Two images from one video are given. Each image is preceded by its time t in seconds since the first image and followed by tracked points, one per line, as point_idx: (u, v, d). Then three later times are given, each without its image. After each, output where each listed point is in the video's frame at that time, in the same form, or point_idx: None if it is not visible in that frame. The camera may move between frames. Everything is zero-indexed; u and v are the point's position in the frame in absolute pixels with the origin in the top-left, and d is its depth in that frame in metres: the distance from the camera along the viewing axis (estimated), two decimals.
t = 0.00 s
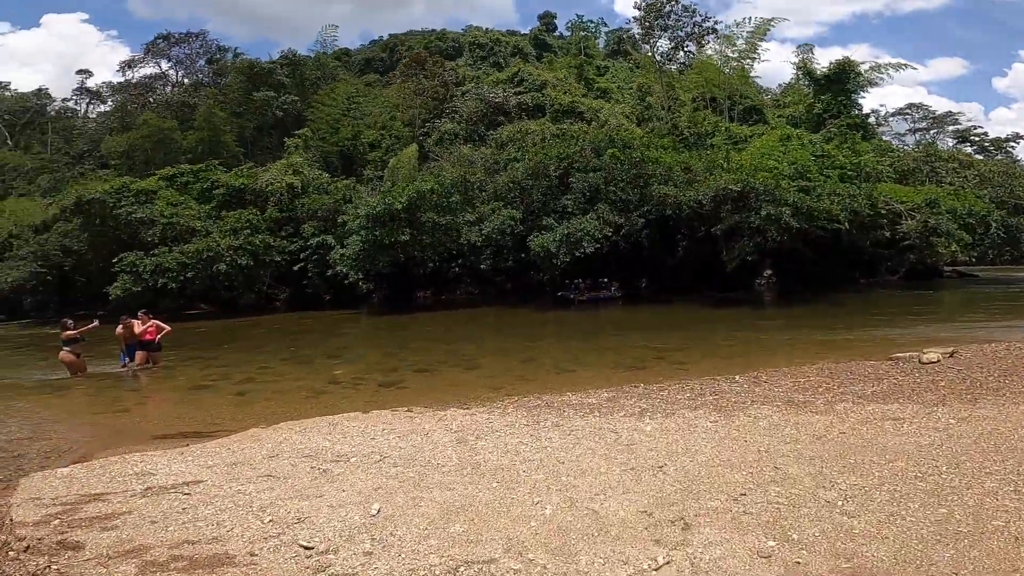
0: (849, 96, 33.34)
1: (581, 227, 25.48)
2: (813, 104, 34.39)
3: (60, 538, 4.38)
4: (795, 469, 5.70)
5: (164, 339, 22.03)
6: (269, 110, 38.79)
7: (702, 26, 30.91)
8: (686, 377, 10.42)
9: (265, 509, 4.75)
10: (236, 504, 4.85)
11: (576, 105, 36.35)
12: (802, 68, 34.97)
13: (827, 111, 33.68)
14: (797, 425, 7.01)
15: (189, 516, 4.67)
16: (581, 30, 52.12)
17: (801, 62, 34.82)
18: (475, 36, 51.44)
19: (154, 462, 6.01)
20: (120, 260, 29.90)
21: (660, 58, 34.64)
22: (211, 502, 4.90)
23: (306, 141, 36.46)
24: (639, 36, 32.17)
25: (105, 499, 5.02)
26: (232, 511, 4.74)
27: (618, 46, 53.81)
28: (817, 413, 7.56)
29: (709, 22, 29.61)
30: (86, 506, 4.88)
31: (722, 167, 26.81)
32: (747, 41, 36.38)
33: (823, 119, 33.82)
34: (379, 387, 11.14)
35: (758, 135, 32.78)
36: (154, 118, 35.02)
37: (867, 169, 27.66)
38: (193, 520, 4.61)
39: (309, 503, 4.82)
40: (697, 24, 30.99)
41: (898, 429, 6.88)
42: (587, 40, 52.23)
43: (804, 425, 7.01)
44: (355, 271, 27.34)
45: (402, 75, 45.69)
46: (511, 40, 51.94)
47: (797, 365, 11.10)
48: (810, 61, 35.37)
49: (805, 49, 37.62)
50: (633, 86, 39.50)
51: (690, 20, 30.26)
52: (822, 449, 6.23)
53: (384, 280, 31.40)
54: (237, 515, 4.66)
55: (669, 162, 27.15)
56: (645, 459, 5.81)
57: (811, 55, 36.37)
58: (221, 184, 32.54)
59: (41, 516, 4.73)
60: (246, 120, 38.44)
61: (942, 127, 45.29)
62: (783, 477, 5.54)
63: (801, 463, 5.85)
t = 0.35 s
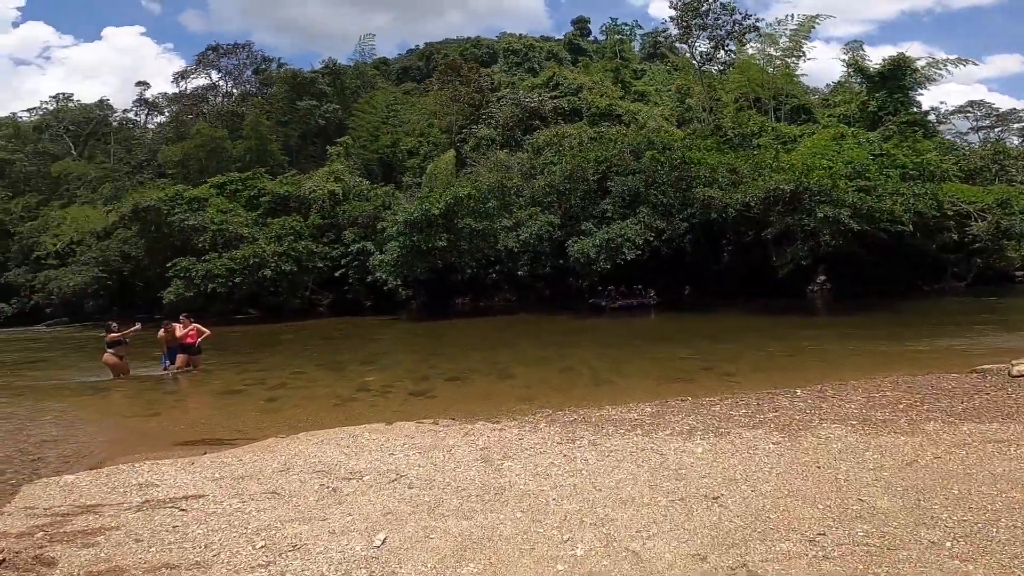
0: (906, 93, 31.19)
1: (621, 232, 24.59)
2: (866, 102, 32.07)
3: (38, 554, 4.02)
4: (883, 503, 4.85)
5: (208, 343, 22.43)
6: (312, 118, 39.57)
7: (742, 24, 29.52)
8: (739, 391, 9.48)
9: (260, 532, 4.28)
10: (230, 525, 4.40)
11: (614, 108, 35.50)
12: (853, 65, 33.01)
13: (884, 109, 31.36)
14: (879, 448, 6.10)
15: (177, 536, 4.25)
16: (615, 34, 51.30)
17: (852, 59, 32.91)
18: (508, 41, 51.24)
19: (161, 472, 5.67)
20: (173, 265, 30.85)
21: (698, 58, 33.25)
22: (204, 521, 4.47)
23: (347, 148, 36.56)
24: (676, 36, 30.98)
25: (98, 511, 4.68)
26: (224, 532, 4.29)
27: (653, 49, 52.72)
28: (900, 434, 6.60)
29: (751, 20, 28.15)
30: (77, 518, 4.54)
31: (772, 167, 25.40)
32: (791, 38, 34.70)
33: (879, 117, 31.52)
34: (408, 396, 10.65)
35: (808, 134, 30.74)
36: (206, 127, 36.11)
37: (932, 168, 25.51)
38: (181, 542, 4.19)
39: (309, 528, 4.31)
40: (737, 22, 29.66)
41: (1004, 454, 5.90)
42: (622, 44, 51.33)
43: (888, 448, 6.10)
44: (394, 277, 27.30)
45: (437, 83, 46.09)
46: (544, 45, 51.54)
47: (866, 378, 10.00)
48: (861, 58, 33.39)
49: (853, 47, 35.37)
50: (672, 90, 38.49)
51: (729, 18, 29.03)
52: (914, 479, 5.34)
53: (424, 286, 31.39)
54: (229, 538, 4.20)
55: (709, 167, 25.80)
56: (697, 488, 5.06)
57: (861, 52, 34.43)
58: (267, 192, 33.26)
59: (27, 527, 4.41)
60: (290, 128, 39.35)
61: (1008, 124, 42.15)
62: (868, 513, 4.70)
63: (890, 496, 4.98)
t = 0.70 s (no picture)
0: (964, 81, 29.18)
1: (661, 229, 23.67)
2: (921, 91, 29.92)
3: None
4: (982, 543, 4.19)
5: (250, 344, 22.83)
6: (348, 121, 40.16)
7: (781, 13, 28.06)
8: (795, 402, 8.72)
9: (264, 561, 3.98)
10: (236, 550, 4.13)
11: (649, 102, 34.56)
12: (904, 52, 31.12)
13: (940, 97, 29.24)
14: (968, 474, 5.38)
15: (179, 562, 3.99)
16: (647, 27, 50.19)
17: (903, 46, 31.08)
18: (538, 39, 50.83)
19: (179, 486, 5.46)
20: (221, 268, 31.61)
21: (736, 50, 32.04)
22: (210, 544, 4.21)
23: (383, 150, 37.29)
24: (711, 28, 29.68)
25: (107, 529, 4.47)
26: (228, 559, 4.01)
27: (686, 42, 51.48)
28: (991, 456, 5.85)
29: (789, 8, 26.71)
30: (83, 536, 4.35)
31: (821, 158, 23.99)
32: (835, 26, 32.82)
33: (937, 106, 29.31)
34: (438, 404, 10.30)
35: (859, 124, 28.90)
36: (249, 133, 37.05)
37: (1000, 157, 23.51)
38: (182, 568, 3.92)
39: (316, 558, 3.99)
40: (776, 10, 28.25)
41: None
42: (654, 37, 50.21)
43: (978, 474, 5.38)
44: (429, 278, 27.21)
45: (469, 82, 46.27)
46: (574, 42, 50.87)
47: (939, 389, 9.06)
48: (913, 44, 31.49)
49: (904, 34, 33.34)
50: (709, 83, 37.52)
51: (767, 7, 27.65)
52: (1016, 511, 4.64)
53: (461, 286, 31.46)
54: (231, 567, 3.91)
55: (754, 159, 24.87)
56: (753, 522, 4.49)
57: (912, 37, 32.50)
58: (307, 194, 33.82)
59: (34, 544, 4.24)
60: (328, 132, 40.04)
61: None
62: (963, 555, 4.05)
63: (990, 533, 4.31)
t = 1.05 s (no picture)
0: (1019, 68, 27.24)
1: (692, 219, 22.95)
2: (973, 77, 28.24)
3: (34, 572, 3.83)
4: None
5: (280, 333, 23.24)
6: (377, 113, 40.40)
7: None
8: (831, 404, 8.22)
9: (258, 563, 3.88)
10: (230, 551, 4.05)
11: (680, 90, 33.63)
12: (954, 40, 29.30)
13: (993, 85, 27.40)
14: None
15: (173, 561, 3.94)
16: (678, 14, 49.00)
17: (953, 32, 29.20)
18: (565, 28, 50.14)
19: (188, 481, 5.44)
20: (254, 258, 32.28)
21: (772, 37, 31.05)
22: (206, 544, 4.14)
23: (411, 140, 37.52)
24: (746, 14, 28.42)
25: (110, 525, 4.46)
26: (222, 560, 3.94)
27: (719, 28, 50.04)
28: None
29: None
30: (87, 532, 4.34)
31: (864, 147, 22.86)
32: (878, 11, 31.14)
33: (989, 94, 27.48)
34: (457, 398, 10.15)
35: (906, 112, 27.40)
36: (281, 125, 37.65)
37: None
38: (175, 568, 3.86)
39: (311, 562, 3.88)
40: None
41: None
42: (684, 24, 49.02)
43: None
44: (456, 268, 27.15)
45: (495, 72, 46.04)
46: (602, 31, 49.98)
47: (992, 393, 8.42)
48: (964, 32, 29.67)
49: (952, 21, 31.61)
50: (743, 70, 36.43)
51: None
52: None
53: (488, 276, 31.46)
54: (223, 569, 3.83)
55: (791, 148, 23.75)
56: (777, 542, 4.18)
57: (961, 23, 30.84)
58: (336, 185, 34.14)
59: (38, 538, 4.26)
60: (357, 124, 40.42)
61: None
62: None
63: None
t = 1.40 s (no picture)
0: None
1: (728, 206, 22.11)
2: None
3: (42, 566, 3.93)
4: None
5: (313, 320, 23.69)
6: (406, 101, 40.50)
7: None
8: (872, 406, 7.77)
9: (257, 562, 3.87)
10: (231, 548, 4.05)
11: (715, 74, 32.39)
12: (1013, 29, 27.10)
13: None
14: None
15: (175, 558, 3.96)
16: None
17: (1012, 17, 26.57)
18: (594, 13, 49.13)
19: (203, 472, 5.47)
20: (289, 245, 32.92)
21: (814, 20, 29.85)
22: (210, 540, 4.15)
23: (440, 127, 37.57)
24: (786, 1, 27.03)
25: (122, 517, 4.55)
26: (221, 558, 3.94)
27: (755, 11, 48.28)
28: None
29: None
30: (98, 525, 4.43)
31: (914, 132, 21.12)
32: None
33: None
34: (479, 389, 10.05)
35: (962, 96, 25.52)
36: (313, 114, 38.14)
37: None
38: (175, 565, 3.88)
39: (308, 563, 3.85)
40: None
41: None
42: (719, 8, 47.54)
43: None
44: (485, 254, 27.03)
45: (525, 58, 45.63)
46: (633, 14, 48.80)
47: None
48: None
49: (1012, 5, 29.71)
50: (783, 54, 35.15)
51: None
52: None
53: (518, 261, 31.45)
54: (222, 567, 3.83)
55: (835, 132, 22.34)
56: (798, 565, 3.97)
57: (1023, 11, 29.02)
58: (367, 173, 34.43)
59: (54, 532, 4.38)
60: (388, 112, 40.66)
61: None
62: None
63: None
